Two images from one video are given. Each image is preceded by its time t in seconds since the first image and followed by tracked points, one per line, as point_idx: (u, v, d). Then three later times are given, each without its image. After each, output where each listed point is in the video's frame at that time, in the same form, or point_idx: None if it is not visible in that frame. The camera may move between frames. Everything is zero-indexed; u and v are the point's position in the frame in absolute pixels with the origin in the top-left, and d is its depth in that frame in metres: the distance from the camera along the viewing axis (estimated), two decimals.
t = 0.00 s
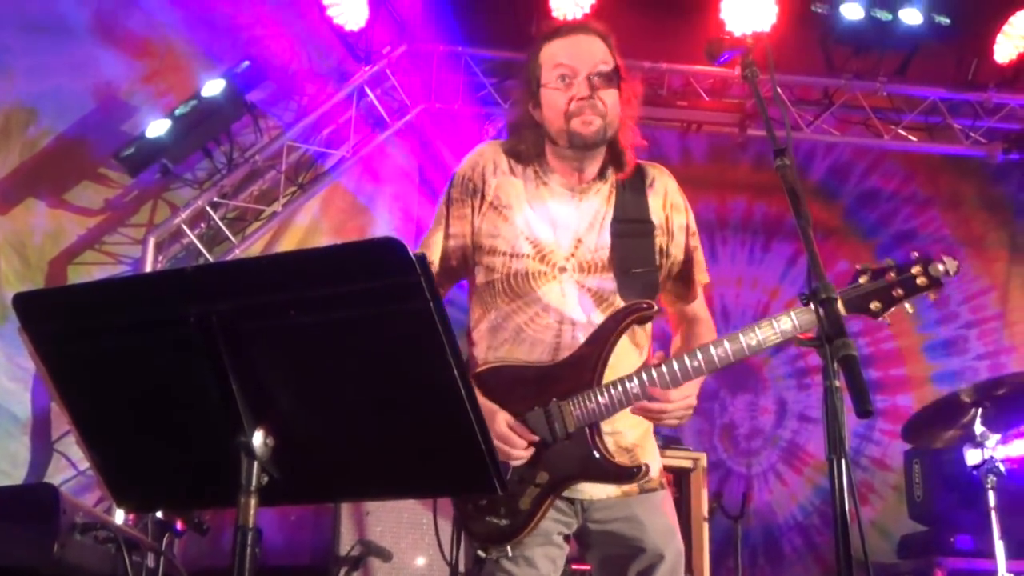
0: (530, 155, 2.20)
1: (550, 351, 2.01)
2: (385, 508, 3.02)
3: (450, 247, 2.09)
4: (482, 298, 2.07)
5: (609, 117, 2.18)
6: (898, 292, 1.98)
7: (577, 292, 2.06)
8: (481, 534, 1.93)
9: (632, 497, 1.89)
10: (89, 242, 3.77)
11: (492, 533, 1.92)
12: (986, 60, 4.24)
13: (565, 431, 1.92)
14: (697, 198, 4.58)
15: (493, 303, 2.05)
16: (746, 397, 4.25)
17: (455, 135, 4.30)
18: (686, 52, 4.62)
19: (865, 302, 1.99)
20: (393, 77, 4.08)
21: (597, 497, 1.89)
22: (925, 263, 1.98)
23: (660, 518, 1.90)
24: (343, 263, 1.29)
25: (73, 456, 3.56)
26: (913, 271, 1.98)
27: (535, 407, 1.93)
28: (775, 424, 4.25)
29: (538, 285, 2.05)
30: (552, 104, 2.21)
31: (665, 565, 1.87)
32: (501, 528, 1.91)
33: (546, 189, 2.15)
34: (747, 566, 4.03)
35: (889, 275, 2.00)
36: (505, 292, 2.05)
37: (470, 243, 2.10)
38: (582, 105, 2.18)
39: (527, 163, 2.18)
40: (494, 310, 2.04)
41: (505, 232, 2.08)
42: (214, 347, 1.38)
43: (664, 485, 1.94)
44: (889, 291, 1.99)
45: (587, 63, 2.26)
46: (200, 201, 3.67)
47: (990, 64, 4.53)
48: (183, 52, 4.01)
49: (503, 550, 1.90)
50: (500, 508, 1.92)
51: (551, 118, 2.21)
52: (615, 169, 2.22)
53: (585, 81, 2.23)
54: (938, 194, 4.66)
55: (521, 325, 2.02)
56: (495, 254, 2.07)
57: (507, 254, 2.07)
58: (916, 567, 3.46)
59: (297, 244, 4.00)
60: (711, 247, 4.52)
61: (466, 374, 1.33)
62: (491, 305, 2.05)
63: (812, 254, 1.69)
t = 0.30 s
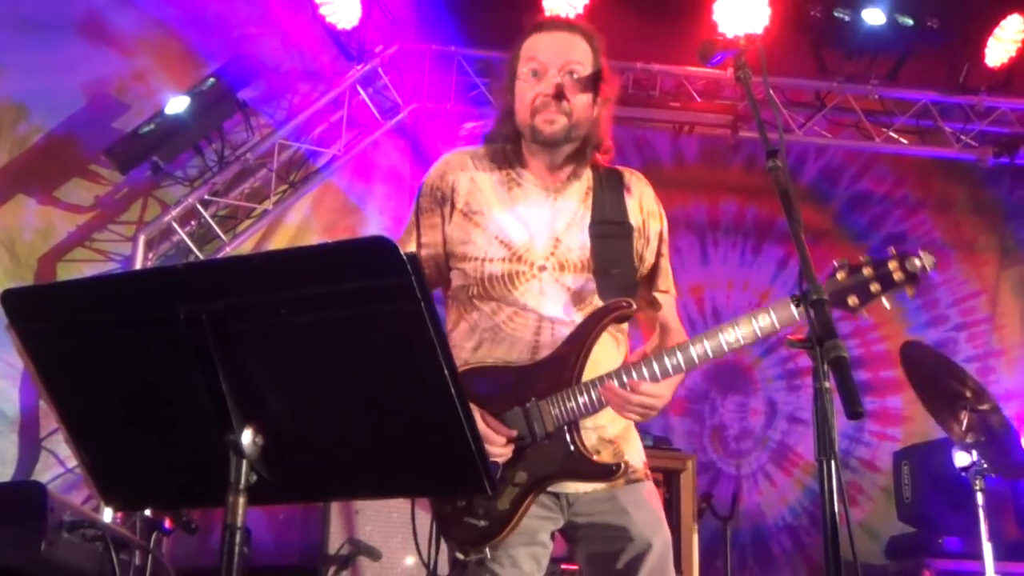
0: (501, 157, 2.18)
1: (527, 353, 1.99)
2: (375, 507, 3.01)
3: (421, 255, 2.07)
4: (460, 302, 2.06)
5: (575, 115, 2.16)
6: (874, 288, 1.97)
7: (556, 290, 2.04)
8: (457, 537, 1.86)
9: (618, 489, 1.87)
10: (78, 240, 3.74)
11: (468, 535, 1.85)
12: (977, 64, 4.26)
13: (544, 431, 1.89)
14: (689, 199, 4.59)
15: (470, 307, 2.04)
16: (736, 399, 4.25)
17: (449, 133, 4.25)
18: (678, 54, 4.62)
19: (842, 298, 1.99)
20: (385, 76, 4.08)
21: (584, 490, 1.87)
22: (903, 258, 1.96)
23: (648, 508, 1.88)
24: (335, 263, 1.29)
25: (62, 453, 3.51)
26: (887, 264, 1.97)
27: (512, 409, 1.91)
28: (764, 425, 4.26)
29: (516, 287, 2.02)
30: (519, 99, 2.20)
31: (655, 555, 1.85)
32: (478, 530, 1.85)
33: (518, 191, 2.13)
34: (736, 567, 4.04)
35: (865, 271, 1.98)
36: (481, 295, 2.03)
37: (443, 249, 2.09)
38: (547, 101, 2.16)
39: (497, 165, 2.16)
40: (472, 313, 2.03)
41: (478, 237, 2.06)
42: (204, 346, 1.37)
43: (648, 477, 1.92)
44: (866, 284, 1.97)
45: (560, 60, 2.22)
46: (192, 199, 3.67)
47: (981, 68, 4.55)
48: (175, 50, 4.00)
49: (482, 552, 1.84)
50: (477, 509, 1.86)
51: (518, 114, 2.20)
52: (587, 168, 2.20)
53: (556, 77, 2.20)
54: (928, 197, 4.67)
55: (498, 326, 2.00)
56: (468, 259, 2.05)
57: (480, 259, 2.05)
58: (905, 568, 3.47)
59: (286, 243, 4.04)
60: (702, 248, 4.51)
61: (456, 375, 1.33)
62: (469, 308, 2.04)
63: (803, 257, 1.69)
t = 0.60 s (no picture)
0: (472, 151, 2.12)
1: (512, 345, 1.92)
2: (364, 502, 3.02)
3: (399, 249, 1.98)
4: (438, 298, 1.98)
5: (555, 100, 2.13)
6: (857, 270, 1.85)
7: (539, 278, 1.97)
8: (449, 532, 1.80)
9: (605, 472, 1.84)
10: (67, 236, 3.73)
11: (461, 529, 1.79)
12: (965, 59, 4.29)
13: (534, 421, 1.84)
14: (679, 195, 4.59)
15: (450, 300, 1.95)
16: (726, 394, 4.27)
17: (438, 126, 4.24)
18: (668, 49, 4.62)
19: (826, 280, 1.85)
20: (375, 71, 4.07)
21: (571, 476, 1.83)
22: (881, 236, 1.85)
23: (636, 490, 1.83)
24: (320, 259, 1.30)
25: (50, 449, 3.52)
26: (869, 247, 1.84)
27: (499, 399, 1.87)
28: (754, 419, 4.28)
29: (497, 276, 1.95)
30: (501, 79, 2.16)
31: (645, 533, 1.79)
32: (470, 522, 1.79)
33: (493, 180, 2.05)
34: (725, 562, 4.05)
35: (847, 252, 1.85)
36: (461, 287, 1.94)
37: (419, 243, 2.01)
38: (530, 83, 2.14)
39: (470, 157, 2.10)
40: (452, 306, 1.94)
41: (456, 227, 1.98)
42: (190, 342, 1.38)
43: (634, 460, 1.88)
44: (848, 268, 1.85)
45: (542, 44, 2.18)
46: (181, 196, 3.67)
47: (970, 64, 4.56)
48: (165, 46, 4.00)
49: (474, 544, 1.78)
50: (470, 501, 1.81)
51: (498, 96, 2.16)
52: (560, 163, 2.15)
53: (538, 60, 2.16)
54: (918, 192, 4.69)
55: (480, 317, 1.92)
56: (447, 252, 1.98)
57: (459, 249, 1.97)
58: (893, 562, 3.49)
59: (276, 238, 4.04)
60: (692, 244, 4.52)
61: (441, 371, 1.33)
62: (448, 303, 1.95)
63: (788, 253, 1.69)
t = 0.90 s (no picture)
0: (456, 141, 2.02)
1: (523, 316, 1.81)
2: (356, 501, 3.02)
3: (400, 236, 1.86)
4: (441, 284, 1.85)
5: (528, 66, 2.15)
6: (839, 192, 2.03)
7: (544, 246, 1.89)
8: (481, 516, 1.63)
9: (625, 470, 1.72)
10: (56, 236, 3.72)
11: (494, 511, 1.63)
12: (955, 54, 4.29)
13: (560, 387, 1.71)
14: (669, 191, 4.60)
15: (455, 281, 1.84)
16: (718, 390, 4.28)
17: (425, 126, 4.23)
18: (657, 46, 4.62)
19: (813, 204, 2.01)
20: (364, 70, 4.07)
21: (596, 471, 1.70)
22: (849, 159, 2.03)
23: (654, 491, 1.72)
24: (304, 258, 1.29)
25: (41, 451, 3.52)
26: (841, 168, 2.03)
27: (518, 373, 1.72)
28: (746, 415, 4.29)
29: (503, 245, 1.86)
30: (472, 64, 2.15)
31: (663, 542, 1.68)
32: (508, 503, 1.63)
33: (487, 162, 1.96)
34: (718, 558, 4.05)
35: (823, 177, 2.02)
36: (466, 264, 1.84)
37: (418, 231, 1.89)
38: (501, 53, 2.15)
39: (457, 146, 2.00)
40: (458, 287, 1.83)
41: (457, 206, 1.89)
42: (177, 342, 1.37)
43: (649, 459, 1.77)
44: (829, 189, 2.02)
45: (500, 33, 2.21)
46: (170, 195, 3.66)
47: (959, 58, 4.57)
48: (153, 45, 3.99)
49: (507, 528, 1.63)
50: (506, 478, 1.64)
51: (470, 78, 2.14)
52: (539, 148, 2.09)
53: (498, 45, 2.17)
54: (908, 187, 4.70)
55: (489, 294, 1.81)
56: (449, 232, 1.87)
57: (463, 226, 1.87)
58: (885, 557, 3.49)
59: (267, 238, 4.04)
60: (683, 239, 4.52)
61: (428, 370, 1.33)
62: (452, 286, 1.84)
63: (775, 249, 1.70)
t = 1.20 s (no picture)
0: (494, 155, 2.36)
1: (553, 309, 2.12)
2: (351, 499, 3.03)
3: (442, 238, 2.19)
4: (478, 280, 2.16)
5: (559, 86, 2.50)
6: (855, 182, 2.26)
7: (572, 248, 2.19)
8: (523, 507, 1.90)
9: (648, 472, 1.97)
10: (49, 237, 3.71)
11: (540, 501, 1.90)
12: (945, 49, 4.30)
13: (595, 375, 2.02)
14: (662, 188, 4.60)
15: (491, 279, 2.15)
16: (713, 386, 4.28)
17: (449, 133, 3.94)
18: (649, 42, 4.63)
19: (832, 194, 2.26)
20: (356, 68, 4.07)
21: (623, 471, 1.95)
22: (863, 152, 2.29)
23: (672, 499, 1.96)
24: (295, 258, 1.29)
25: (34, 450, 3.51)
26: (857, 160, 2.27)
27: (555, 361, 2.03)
28: (741, 411, 4.29)
29: (536, 247, 2.17)
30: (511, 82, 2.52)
31: (675, 547, 1.91)
32: (550, 491, 1.91)
33: (518, 171, 2.29)
34: (713, 554, 4.06)
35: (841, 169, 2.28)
36: (502, 263, 2.15)
37: (458, 232, 2.22)
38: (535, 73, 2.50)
39: (493, 159, 2.33)
40: (494, 284, 2.14)
41: (492, 211, 2.21)
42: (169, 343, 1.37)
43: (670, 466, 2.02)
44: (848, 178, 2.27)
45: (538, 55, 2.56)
46: (162, 195, 3.65)
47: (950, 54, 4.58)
48: (143, 44, 3.98)
49: (548, 520, 1.89)
50: (547, 472, 1.93)
51: (511, 93, 2.51)
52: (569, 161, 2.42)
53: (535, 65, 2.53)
54: (900, 183, 4.71)
55: (522, 292, 2.13)
56: (486, 234, 2.19)
57: (498, 229, 2.19)
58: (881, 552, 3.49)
59: (260, 237, 4.03)
60: (677, 236, 4.51)
61: (421, 369, 1.33)
62: (490, 283, 2.15)
63: (768, 246, 1.70)
